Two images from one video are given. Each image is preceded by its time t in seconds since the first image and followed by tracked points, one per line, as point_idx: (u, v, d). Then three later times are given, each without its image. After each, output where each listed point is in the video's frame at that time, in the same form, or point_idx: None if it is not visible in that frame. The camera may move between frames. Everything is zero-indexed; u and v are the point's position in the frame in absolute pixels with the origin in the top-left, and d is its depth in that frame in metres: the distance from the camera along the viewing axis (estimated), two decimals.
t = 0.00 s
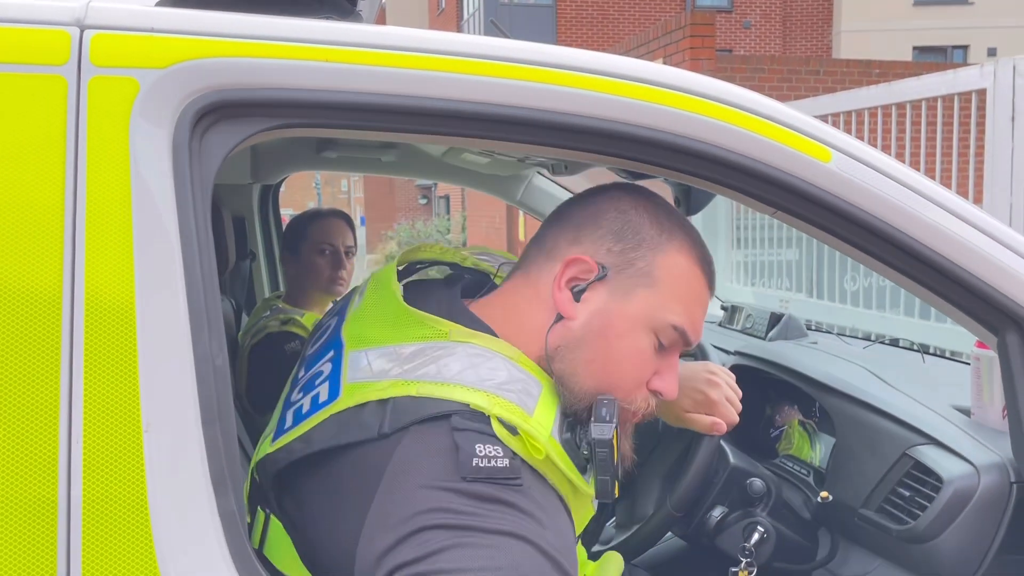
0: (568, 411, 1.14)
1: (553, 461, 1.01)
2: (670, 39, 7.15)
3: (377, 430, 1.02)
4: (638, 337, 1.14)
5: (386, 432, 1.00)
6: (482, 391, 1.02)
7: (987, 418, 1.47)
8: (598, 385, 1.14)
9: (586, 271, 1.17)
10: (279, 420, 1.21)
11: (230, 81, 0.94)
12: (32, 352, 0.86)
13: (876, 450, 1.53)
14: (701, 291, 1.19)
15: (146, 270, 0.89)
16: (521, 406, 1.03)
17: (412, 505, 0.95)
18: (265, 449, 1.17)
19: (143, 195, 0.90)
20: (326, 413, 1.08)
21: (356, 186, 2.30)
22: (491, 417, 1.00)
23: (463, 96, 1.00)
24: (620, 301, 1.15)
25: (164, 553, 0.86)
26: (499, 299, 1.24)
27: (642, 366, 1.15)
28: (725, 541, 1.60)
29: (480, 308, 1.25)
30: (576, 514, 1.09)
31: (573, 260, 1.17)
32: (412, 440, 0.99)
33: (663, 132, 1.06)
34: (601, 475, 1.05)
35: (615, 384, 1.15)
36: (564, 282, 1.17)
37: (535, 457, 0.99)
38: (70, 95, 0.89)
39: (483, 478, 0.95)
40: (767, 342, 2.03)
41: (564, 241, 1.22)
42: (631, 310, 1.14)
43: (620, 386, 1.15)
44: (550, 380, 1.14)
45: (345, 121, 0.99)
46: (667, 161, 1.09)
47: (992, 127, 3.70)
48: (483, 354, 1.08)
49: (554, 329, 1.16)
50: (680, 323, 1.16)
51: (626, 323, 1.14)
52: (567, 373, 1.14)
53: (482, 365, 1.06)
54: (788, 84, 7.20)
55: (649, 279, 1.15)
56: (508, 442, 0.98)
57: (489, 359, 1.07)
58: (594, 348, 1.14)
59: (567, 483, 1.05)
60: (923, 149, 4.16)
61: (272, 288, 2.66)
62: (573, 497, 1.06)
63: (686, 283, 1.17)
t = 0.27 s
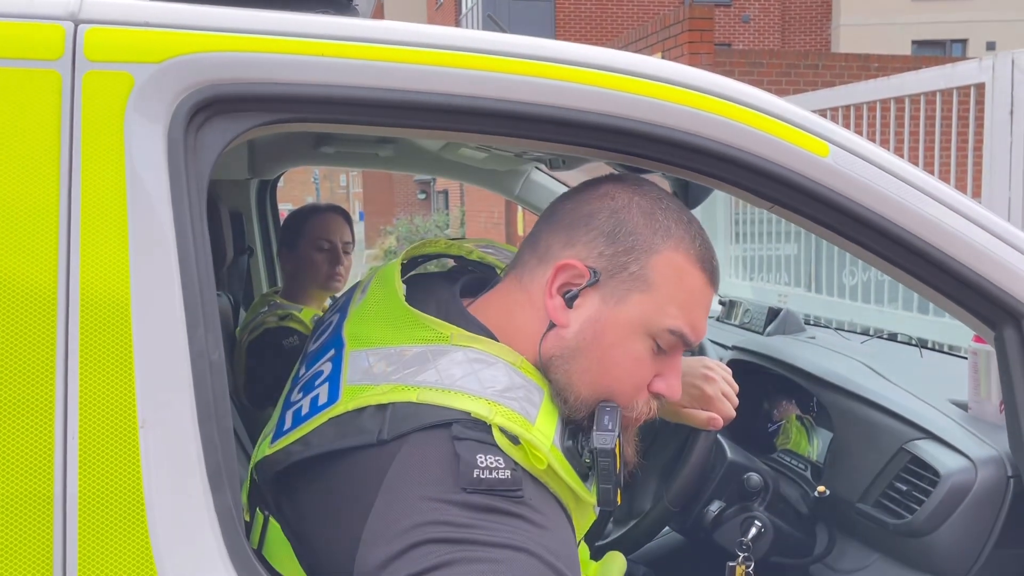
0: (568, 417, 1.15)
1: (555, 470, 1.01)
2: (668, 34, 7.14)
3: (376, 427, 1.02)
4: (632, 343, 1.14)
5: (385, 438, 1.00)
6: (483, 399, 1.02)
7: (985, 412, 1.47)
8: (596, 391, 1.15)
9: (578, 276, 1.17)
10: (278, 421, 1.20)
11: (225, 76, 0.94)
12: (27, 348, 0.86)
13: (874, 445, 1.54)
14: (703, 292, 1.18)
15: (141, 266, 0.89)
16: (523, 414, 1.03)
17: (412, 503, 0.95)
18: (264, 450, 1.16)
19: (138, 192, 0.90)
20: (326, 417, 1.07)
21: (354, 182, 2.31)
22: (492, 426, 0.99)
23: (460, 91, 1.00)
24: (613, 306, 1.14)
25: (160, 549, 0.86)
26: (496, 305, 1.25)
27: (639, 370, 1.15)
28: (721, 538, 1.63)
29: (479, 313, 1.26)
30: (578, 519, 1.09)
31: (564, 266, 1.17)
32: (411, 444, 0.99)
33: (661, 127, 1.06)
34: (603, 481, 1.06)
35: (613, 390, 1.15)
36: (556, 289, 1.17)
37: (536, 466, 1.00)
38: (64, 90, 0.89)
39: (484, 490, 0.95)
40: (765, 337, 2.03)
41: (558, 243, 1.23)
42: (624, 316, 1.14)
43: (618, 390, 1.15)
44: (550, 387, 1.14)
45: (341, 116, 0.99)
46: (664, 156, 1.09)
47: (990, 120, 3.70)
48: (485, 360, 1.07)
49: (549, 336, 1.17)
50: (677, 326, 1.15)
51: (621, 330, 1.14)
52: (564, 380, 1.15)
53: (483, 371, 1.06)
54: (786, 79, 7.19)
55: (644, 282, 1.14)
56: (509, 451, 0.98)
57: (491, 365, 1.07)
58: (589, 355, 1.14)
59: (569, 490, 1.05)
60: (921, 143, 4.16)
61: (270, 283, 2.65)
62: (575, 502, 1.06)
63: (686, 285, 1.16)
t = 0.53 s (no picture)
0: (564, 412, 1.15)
1: (551, 465, 1.01)
2: (667, 27, 7.13)
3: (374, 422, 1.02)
4: (626, 336, 1.14)
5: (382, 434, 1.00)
6: (482, 394, 1.02)
7: (983, 406, 1.47)
8: (592, 385, 1.15)
9: (572, 270, 1.17)
10: (276, 417, 1.20)
11: (222, 69, 0.94)
12: (24, 343, 0.85)
13: (873, 439, 1.54)
14: (699, 285, 1.17)
15: (138, 261, 0.89)
16: (522, 409, 1.03)
17: (410, 498, 0.95)
18: (261, 446, 1.16)
19: (135, 186, 0.90)
20: (325, 412, 1.07)
21: (353, 176, 2.34)
22: (491, 422, 0.99)
23: (459, 84, 1.00)
24: (606, 300, 1.14)
25: (159, 544, 0.86)
26: (490, 301, 1.25)
27: (633, 364, 1.15)
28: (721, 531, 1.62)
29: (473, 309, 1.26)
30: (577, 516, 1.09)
31: (557, 260, 1.17)
32: (409, 438, 0.99)
33: (660, 121, 1.06)
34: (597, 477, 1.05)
35: (608, 384, 1.15)
36: (549, 284, 1.18)
37: (533, 461, 1.00)
38: (61, 84, 0.88)
39: (482, 486, 0.95)
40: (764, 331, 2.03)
41: (552, 238, 1.23)
42: (618, 309, 1.14)
43: (613, 384, 1.15)
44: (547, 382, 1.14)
45: (339, 110, 0.99)
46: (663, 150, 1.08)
47: (990, 114, 3.70)
48: (482, 355, 1.07)
49: (543, 331, 1.17)
50: (671, 319, 1.15)
51: (614, 324, 1.14)
52: (559, 375, 1.14)
53: (481, 367, 1.05)
54: (785, 72, 7.18)
55: (638, 276, 1.14)
56: (507, 447, 0.98)
57: (490, 361, 1.07)
58: (584, 349, 1.14)
59: (568, 486, 1.05)
60: (921, 137, 4.15)
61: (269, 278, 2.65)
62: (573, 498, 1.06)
63: (681, 277, 1.15)
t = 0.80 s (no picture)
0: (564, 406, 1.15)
1: (552, 459, 1.01)
2: (666, 20, 7.12)
3: (373, 414, 1.02)
4: (627, 330, 1.14)
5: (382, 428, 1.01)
6: (482, 389, 1.02)
7: (983, 400, 1.47)
8: (592, 379, 1.15)
9: (572, 264, 1.17)
10: (276, 411, 1.20)
11: (221, 63, 0.94)
12: (24, 336, 0.85)
13: (872, 432, 1.54)
14: (699, 279, 1.17)
15: (138, 254, 0.89)
16: (521, 404, 1.03)
17: (410, 492, 0.95)
18: (262, 440, 1.16)
19: (135, 180, 0.90)
20: (325, 406, 1.08)
21: (353, 169, 2.32)
22: (491, 416, 0.99)
23: (459, 78, 1.00)
24: (607, 294, 1.14)
25: (159, 538, 0.86)
26: (491, 294, 1.25)
27: (635, 357, 1.15)
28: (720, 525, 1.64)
29: (474, 303, 1.26)
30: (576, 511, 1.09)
31: (558, 254, 1.17)
32: (408, 432, 0.99)
33: (660, 114, 1.06)
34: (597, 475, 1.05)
35: (609, 377, 1.15)
36: (550, 277, 1.18)
37: (534, 455, 1.00)
38: (60, 78, 0.88)
39: (482, 480, 0.95)
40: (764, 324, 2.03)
41: (552, 232, 1.24)
42: (619, 303, 1.14)
43: (614, 377, 1.15)
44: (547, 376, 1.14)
45: (339, 104, 0.99)
46: (663, 144, 1.08)
47: (990, 107, 3.70)
48: (483, 350, 1.07)
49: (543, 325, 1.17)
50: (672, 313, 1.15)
51: (615, 318, 1.14)
52: (560, 368, 1.14)
53: (481, 362, 1.05)
54: (784, 66, 7.18)
55: (639, 270, 1.14)
56: (507, 441, 0.99)
57: (490, 356, 1.07)
58: (585, 344, 1.14)
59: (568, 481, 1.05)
60: (921, 131, 4.15)
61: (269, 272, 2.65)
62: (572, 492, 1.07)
63: (681, 270, 1.15)
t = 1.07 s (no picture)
0: (561, 396, 1.14)
1: (546, 450, 1.01)
2: (666, 15, 7.11)
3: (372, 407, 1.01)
4: (625, 317, 1.14)
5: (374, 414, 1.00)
6: (475, 379, 1.02)
7: (982, 395, 1.47)
8: (590, 367, 1.14)
9: (568, 253, 1.16)
10: (271, 405, 1.20)
11: (222, 57, 0.93)
12: (24, 332, 0.85)
13: (872, 427, 1.54)
14: (693, 267, 1.18)
15: (137, 249, 0.89)
16: (515, 394, 1.03)
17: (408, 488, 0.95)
18: (257, 434, 1.16)
19: (134, 174, 0.89)
20: (319, 396, 1.07)
21: (353, 164, 2.30)
22: (484, 407, 0.99)
23: (458, 72, 0.99)
24: (603, 282, 1.14)
25: (158, 531, 0.86)
26: (487, 286, 1.25)
27: (632, 345, 1.15)
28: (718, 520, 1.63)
29: (470, 295, 1.26)
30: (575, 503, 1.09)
31: (554, 243, 1.17)
32: (409, 428, 1.00)
33: (660, 109, 1.05)
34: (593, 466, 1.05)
35: (606, 365, 1.15)
36: (546, 267, 1.17)
37: (527, 445, 1.00)
38: (59, 72, 0.88)
39: (465, 472, 0.95)
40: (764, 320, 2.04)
41: (549, 222, 1.24)
42: (616, 290, 1.14)
43: (611, 365, 1.15)
44: (545, 367, 1.14)
45: (340, 98, 0.98)
46: (664, 139, 1.08)
47: (990, 102, 3.69)
48: (476, 341, 1.07)
49: (540, 314, 1.17)
50: (668, 300, 1.15)
51: (612, 304, 1.14)
52: (557, 357, 1.14)
53: (473, 353, 1.05)
54: (785, 61, 7.17)
55: (634, 257, 1.14)
56: (501, 432, 0.99)
57: (483, 347, 1.07)
58: (582, 332, 1.14)
59: (563, 471, 1.05)
60: (921, 126, 4.15)
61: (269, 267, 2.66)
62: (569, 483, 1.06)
63: (676, 259, 1.15)
